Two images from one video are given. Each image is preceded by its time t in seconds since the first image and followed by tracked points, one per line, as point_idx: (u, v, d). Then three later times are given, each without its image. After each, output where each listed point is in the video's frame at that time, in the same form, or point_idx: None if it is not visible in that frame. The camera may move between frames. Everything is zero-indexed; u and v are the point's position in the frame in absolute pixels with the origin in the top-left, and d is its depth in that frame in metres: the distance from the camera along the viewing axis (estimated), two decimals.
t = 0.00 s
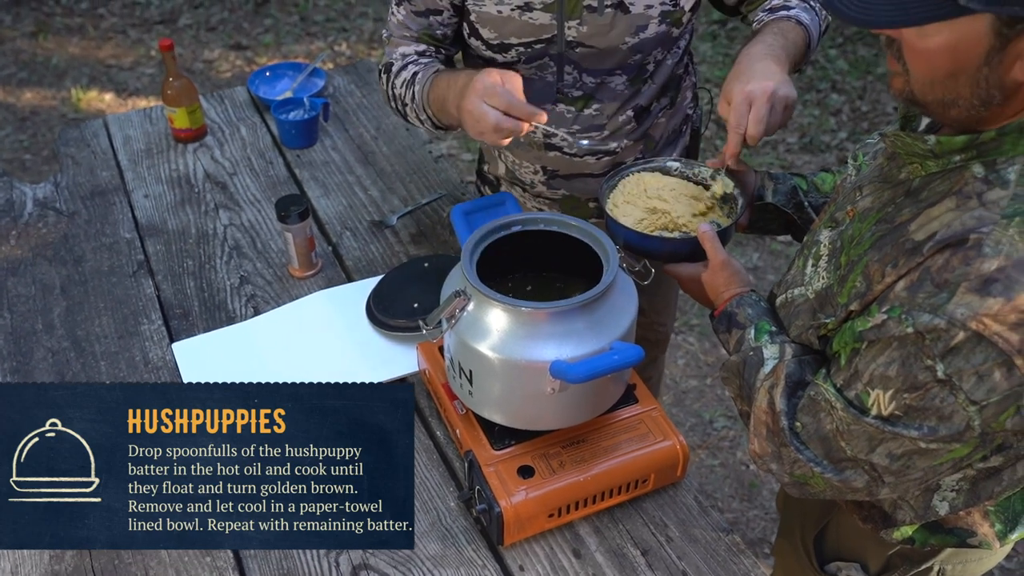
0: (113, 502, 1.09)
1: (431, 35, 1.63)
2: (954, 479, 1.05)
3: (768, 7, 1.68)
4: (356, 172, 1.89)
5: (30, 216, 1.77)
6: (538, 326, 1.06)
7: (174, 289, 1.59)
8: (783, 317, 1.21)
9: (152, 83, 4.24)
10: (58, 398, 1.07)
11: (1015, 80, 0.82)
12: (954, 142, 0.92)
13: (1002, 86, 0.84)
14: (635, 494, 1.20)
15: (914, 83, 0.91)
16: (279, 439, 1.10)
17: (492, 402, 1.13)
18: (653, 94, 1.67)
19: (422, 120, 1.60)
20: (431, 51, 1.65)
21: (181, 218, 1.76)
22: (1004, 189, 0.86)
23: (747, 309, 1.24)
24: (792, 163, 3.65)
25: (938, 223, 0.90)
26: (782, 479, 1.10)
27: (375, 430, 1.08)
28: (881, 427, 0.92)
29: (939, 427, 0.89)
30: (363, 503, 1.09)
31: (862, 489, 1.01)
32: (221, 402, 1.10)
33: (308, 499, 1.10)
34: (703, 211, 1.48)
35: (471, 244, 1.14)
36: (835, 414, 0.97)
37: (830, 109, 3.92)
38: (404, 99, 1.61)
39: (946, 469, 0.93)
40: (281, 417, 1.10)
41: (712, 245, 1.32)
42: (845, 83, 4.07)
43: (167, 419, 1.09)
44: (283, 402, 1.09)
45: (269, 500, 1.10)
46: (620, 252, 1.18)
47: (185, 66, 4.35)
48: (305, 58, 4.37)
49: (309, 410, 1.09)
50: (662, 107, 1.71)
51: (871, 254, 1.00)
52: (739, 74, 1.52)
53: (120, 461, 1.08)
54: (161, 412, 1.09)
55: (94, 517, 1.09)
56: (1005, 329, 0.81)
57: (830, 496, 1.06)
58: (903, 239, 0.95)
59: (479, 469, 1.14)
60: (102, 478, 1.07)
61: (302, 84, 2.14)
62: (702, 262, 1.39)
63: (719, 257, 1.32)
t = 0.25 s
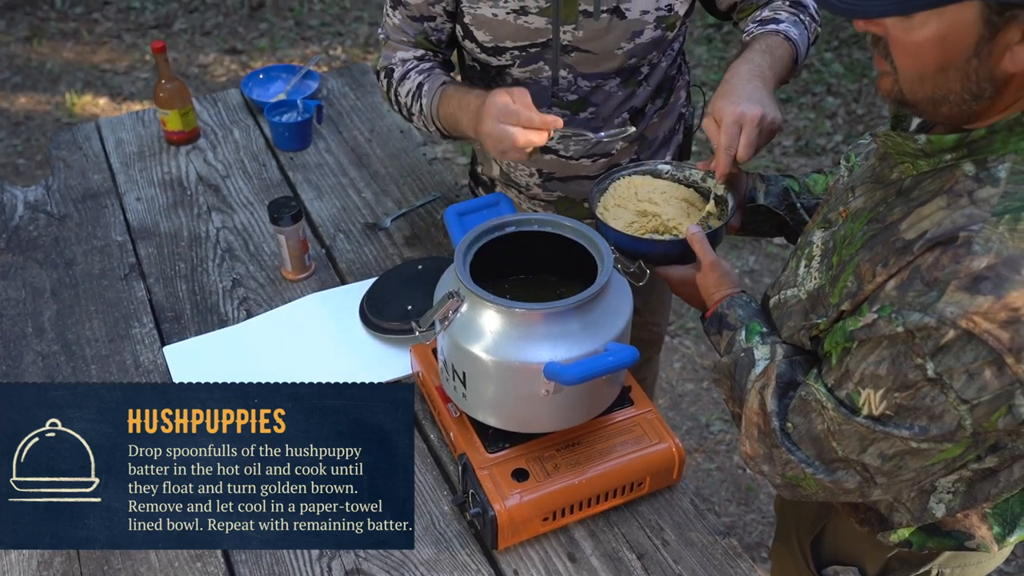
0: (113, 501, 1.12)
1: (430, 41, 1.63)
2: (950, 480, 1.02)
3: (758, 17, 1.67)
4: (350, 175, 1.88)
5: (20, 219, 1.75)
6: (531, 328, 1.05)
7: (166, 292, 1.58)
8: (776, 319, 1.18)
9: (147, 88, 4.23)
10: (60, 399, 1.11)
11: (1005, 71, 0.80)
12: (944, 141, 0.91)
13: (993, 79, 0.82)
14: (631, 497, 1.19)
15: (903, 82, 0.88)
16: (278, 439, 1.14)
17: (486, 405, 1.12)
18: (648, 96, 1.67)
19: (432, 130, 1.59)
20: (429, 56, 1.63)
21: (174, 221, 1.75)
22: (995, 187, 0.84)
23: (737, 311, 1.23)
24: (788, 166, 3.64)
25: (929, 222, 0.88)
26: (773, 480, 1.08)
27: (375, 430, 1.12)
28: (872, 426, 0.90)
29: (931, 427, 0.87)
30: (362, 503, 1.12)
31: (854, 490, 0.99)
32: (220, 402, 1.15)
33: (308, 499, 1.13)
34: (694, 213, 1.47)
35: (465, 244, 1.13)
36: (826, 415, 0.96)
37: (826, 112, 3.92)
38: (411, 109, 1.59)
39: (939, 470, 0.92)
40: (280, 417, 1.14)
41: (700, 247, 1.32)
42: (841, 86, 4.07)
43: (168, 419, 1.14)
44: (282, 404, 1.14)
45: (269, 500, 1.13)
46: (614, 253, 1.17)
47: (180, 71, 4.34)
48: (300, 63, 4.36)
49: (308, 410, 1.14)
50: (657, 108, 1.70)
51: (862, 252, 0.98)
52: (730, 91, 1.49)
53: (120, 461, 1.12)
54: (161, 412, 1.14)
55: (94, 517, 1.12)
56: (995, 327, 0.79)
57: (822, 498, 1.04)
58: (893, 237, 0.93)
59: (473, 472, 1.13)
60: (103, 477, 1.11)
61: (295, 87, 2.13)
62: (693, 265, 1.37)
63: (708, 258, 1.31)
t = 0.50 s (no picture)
0: (113, 501, 1.07)
1: (437, 52, 1.64)
2: (945, 480, 1.02)
3: (747, 20, 1.67)
4: (345, 179, 1.88)
5: (13, 223, 1.74)
6: (527, 329, 1.04)
7: (159, 296, 1.57)
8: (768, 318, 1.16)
9: (143, 95, 4.22)
10: (58, 397, 1.05)
11: (999, 59, 0.80)
12: (937, 136, 0.91)
13: (987, 67, 0.81)
14: (628, 500, 1.18)
15: (896, 76, 0.88)
16: (279, 439, 1.08)
17: (481, 407, 1.11)
18: (641, 97, 1.67)
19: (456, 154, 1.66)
20: (435, 69, 1.66)
21: (167, 225, 1.74)
22: (987, 182, 0.84)
23: (729, 309, 1.21)
24: (785, 172, 3.64)
25: (921, 218, 0.87)
26: (763, 478, 1.05)
27: (375, 430, 1.06)
28: (863, 423, 0.89)
29: (922, 423, 0.86)
30: (362, 503, 1.07)
31: (846, 488, 0.97)
32: (221, 402, 1.08)
33: (308, 499, 1.08)
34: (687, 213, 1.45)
35: (460, 246, 1.13)
36: (817, 411, 0.94)
37: (823, 118, 3.92)
38: (429, 134, 1.64)
39: (931, 468, 0.91)
40: (281, 417, 1.08)
41: (693, 245, 1.28)
42: (837, 92, 4.08)
43: (168, 418, 1.07)
44: (282, 403, 1.07)
45: (269, 500, 1.08)
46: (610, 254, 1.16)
47: (176, 78, 4.34)
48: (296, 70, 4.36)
49: (309, 410, 1.08)
50: (650, 110, 1.70)
51: (854, 250, 0.95)
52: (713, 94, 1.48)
53: (120, 461, 1.06)
54: (160, 412, 1.07)
55: (94, 517, 1.07)
56: (988, 322, 0.78)
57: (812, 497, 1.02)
58: (884, 234, 0.91)
59: (468, 476, 1.12)
60: (102, 478, 1.06)
61: (290, 91, 2.12)
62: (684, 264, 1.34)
63: (701, 255, 1.29)
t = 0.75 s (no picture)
0: (113, 501, 1.06)
1: (432, 60, 1.64)
2: (940, 484, 1.02)
3: (744, 30, 1.66)
4: (341, 188, 1.87)
5: (7, 232, 1.74)
6: (523, 334, 1.04)
7: (154, 305, 1.56)
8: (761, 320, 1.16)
9: (140, 108, 4.23)
10: (57, 397, 1.04)
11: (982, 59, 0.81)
12: (924, 136, 0.92)
13: (971, 67, 0.83)
14: (625, 507, 1.18)
15: (881, 77, 0.90)
16: (279, 439, 1.06)
17: (478, 414, 1.10)
18: (634, 105, 1.67)
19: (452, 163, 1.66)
20: (429, 78, 1.66)
21: (163, 234, 1.74)
22: (975, 181, 0.83)
23: (721, 310, 1.20)
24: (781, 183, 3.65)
25: (910, 218, 0.87)
26: (755, 480, 1.04)
27: (375, 430, 1.05)
28: (854, 422, 0.88)
29: (913, 421, 0.84)
30: (363, 503, 1.06)
31: (836, 489, 0.95)
32: (221, 401, 1.07)
33: (308, 499, 1.07)
34: (676, 216, 1.44)
35: (455, 252, 1.12)
36: (807, 411, 0.93)
37: (818, 130, 3.94)
38: (425, 143, 1.64)
39: (922, 468, 0.89)
40: (281, 417, 1.06)
41: (685, 247, 1.28)
42: (832, 104, 4.09)
43: (168, 419, 1.06)
44: (283, 402, 1.06)
45: (269, 500, 1.07)
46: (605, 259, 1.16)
47: (173, 91, 4.35)
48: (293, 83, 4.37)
49: (309, 409, 1.06)
50: (645, 117, 1.71)
51: (843, 250, 0.96)
52: (719, 107, 1.47)
53: (120, 461, 1.05)
54: (160, 411, 1.06)
55: (94, 517, 1.07)
56: (977, 319, 0.77)
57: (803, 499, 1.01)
58: (873, 235, 0.91)
59: (464, 483, 1.12)
60: (101, 478, 1.05)
61: (286, 101, 2.12)
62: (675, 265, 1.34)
63: (692, 258, 1.28)
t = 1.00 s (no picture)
0: (113, 501, 1.10)
1: (416, 68, 1.65)
2: (938, 492, 1.03)
3: (743, 48, 1.66)
4: (336, 203, 1.87)
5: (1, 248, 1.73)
6: (519, 345, 1.03)
7: (147, 319, 1.55)
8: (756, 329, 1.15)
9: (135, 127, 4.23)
10: (58, 398, 1.09)
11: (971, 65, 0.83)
12: (916, 143, 0.92)
13: (960, 73, 0.85)
14: (623, 521, 1.16)
15: (872, 83, 0.91)
16: (278, 439, 1.11)
17: (473, 426, 1.09)
18: (628, 119, 1.67)
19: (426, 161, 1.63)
20: (414, 82, 1.66)
21: (157, 248, 1.73)
22: (968, 187, 0.83)
23: (717, 321, 1.20)
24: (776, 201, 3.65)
25: (903, 224, 0.87)
26: (753, 491, 1.04)
27: (374, 429, 1.09)
28: (851, 431, 0.88)
29: (911, 429, 0.85)
30: (362, 503, 1.11)
31: (835, 499, 0.95)
32: (221, 402, 1.11)
33: (308, 500, 1.11)
34: (671, 226, 1.45)
35: (451, 263, 1.12)
36: (805, 420, 0.93)
37: (814, 147, 3.94)
38: (404, 141, 1.63)
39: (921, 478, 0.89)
40: (280, 417, 1.11)
41: (681, 257, 1.27)
42: (826, 121, 4.11)
43: (168, 419, 1.11)
44: (281, 404, 1.11)
45: (269, 500, 1.11)
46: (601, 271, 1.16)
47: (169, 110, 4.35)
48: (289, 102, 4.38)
49: (308, 410, 1.10)
50: (638, 132, 1.71)
51: (838, 258, 0.95)
52: (737, 121, 1.49)
53: (120, 461, 1.10)
54: (161, 412, 1.11)
55: (94, 517, 1.11)
56: (973, 325, 0.78)
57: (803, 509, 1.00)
58: (868, 241, 0.90)
59: (460, 496, 1.10)
60: (102, 477, 1.09)
61: (282, 116, 2.12)
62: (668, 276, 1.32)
63: (689, 268, 1.27)
